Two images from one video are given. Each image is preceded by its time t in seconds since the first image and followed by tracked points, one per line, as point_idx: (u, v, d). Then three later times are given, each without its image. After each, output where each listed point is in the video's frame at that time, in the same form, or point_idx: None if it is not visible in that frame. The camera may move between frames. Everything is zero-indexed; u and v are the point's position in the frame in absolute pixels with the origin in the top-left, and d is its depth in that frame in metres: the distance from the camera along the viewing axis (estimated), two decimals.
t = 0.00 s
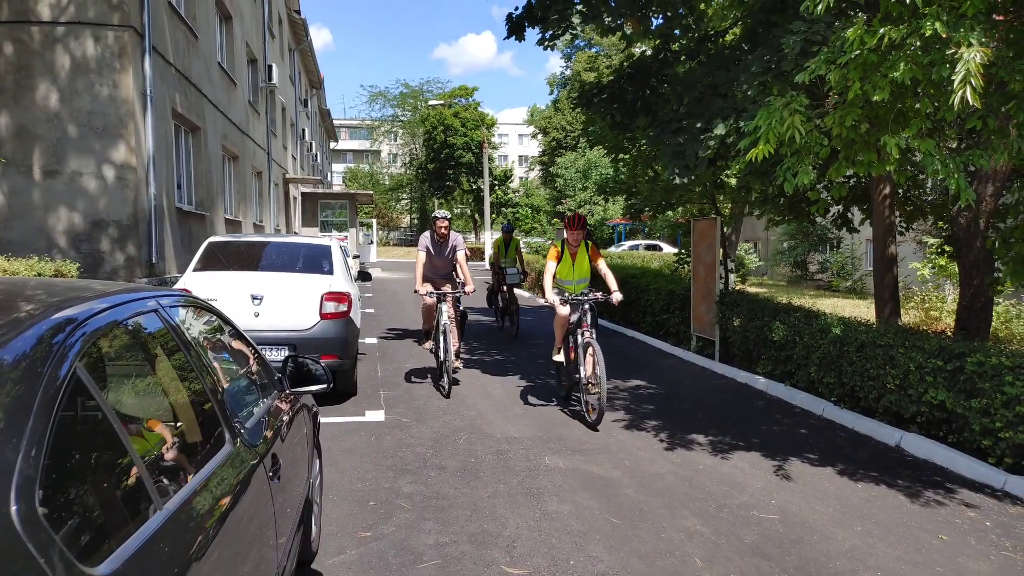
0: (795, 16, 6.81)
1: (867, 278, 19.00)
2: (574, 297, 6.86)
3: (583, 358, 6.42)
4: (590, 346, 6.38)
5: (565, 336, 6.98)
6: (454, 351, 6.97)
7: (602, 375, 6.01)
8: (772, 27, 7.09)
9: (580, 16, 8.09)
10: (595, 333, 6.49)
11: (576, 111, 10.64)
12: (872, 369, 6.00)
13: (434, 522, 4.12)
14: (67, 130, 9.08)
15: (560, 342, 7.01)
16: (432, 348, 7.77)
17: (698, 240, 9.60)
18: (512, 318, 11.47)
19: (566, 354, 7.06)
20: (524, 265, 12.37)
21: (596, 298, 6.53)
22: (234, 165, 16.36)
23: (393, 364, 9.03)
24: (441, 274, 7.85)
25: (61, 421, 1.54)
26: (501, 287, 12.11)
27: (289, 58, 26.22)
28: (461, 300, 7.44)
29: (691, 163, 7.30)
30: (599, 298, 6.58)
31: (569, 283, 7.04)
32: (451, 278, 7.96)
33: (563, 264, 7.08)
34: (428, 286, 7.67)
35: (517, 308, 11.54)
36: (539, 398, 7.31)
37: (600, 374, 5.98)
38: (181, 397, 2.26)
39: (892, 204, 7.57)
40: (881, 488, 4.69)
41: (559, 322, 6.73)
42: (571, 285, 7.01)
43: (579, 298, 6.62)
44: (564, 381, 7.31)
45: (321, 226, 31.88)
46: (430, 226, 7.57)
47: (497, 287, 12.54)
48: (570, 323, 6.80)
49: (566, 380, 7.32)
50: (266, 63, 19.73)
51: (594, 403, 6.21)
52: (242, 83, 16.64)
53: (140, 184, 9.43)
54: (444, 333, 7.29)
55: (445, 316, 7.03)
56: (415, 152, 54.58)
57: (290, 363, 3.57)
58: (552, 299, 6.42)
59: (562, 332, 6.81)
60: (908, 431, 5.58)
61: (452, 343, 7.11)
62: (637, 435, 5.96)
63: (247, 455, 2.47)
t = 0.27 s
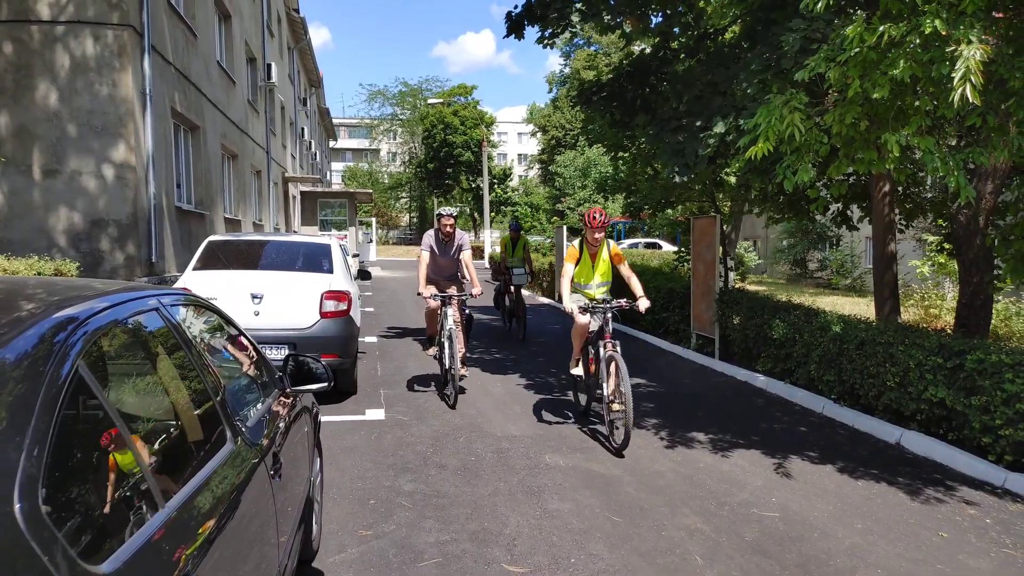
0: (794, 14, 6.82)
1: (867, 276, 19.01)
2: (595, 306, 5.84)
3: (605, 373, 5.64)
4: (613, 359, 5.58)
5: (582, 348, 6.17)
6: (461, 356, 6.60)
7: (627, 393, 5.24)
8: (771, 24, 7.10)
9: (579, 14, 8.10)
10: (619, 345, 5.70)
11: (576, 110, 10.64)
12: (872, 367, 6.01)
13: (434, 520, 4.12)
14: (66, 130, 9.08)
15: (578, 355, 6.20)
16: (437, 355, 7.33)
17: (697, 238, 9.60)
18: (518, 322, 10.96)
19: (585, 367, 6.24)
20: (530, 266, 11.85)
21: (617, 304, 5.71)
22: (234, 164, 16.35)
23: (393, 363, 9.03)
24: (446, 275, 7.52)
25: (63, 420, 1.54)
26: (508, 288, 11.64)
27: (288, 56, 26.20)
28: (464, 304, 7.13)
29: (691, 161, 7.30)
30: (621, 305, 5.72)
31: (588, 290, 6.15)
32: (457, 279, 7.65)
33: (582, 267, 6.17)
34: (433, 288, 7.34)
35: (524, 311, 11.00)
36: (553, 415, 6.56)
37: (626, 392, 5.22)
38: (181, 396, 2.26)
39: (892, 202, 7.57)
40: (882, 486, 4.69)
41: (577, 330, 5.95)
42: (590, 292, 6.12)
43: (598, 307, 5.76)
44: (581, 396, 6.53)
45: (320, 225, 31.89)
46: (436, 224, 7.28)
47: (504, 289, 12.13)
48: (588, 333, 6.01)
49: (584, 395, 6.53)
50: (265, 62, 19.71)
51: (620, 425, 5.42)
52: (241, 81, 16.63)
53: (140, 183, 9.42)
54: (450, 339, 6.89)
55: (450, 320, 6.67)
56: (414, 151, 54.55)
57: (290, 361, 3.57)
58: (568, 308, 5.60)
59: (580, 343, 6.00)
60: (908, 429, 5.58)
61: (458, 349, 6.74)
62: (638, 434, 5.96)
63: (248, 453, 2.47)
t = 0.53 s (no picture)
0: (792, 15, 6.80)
1: (865, 275, 19.07)
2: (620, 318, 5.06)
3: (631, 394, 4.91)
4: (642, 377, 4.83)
5: (604, 364, 5.41)
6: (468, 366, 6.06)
7: (660, 417, 4.49)
8: (769, 25, 7.12)
9: (577, 15, 8.12)
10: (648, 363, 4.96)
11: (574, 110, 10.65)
12: (870, 366, 6.03)
13: (433, 520, 4.12)
14: (64, 131, 9.06)
15: (599, 371, 5.46)
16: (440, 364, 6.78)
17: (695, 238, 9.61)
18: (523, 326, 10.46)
19: (608, 385, 5.47)
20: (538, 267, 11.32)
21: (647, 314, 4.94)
22: (232, 165, 16.33)
23: (391, 364, 9.03)
24: (451, 278, 6.99)
25: (64, 420, 1.54)
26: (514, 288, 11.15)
27: (286, 57, 26.19)
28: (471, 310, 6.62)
29: (689, 161, 7.30)
30: (652, 317, 4.94)
31: (611, 298, 5.39)
32: (463, 283, 7.13)
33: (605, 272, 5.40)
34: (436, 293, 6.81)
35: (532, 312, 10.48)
36: (569, 438, 5.81)
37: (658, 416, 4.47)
38: (182, 397, 2.26)
39: (889, 201, 7.58)
40: (880, 485, 4.70)
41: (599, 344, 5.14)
42: (614, 301, 5.38)
43: (624, 317, 4.98)
44: (602, 417, 5.76)
45: (318, 226, 31.86)
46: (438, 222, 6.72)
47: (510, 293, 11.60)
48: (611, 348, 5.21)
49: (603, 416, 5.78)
50: (263, 63, 19.69)
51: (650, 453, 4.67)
52: (238, 82, 16.61)
53: (138, 184, 9.40)
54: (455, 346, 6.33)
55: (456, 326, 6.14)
56: (412, 151, 54.53)
57: (290, 362, 3.57)
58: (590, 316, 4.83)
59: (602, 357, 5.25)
60: (906, 428, 5.59)
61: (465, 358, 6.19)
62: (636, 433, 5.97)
63: (248, 454, 2.47)
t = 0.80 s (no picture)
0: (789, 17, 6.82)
1: (861, 277, 19.12)
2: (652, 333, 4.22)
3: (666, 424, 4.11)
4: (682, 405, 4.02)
5: (631, 387, 4.53)
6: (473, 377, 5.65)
7: (707, 457, 3.70)
8: (767, 26, 7.13)
9: (575, 15, 8.13)
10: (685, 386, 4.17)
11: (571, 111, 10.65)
12: (867, 367, 6.04)
13: (430, 520, 4.12)
14: (61, 129, 9.04)
15: (625, 395, 4.58)
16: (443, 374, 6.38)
17: (692, 239, 9.62)
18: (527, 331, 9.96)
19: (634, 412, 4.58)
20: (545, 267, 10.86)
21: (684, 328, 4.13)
22: (229, 165, 16.30)
23: (388, 364, 9.02)
24: (455, 282, 6.57)
25: (62, 419, 1.54)
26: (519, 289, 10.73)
27: (283, 57, 26.17)
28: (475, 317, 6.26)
29: (686, 162, 7.31)
30: (691, 335, 4.08)
31: (640, 311, 4.57)
32: (467, 287, 6.72)
33: (632, 280, 4.59)
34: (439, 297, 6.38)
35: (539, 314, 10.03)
36: (588, 471, 5.00)
37: (704, 455, 3.70)
38: (179, 396, 2.27)
39: (886, 203, 7.60)
40: (876, 485, 4.72)
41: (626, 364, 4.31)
42: (642, 314, 4.55)
43: (656, 334, 4.12)
44: (626, 447, 4.91)
45: (315, 226, 31.82)
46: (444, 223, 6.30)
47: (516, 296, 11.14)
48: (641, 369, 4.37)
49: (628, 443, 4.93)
50: (260, 62, 19.66)
51: (692, 495, 3.92)
52: (235, 81, 16.58)
53: (134, 183, 9.38)
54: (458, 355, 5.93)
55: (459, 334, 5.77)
56: (409, 151, 54.50)
57: (288, 361, 3.57)
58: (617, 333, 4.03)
59: (629, 379, 4.41)
60: (902, 429, 5.61)
61: (468, 369, 5.79)
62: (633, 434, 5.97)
63: (245, 453, 2.47)
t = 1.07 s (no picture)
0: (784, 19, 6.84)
1: (856, 278, 19.18)
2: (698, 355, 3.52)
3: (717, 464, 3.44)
4: (741, 445, 3.31)
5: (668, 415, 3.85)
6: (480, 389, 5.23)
7: (777, 510, 3.02)
8: (762, 27, 7.15)
9: (571, 16, 8.14)
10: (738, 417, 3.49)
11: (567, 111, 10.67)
12: (861, 368, 6.06)
13: (426, 521, 4.11)
14: (55, 129, 9.01)
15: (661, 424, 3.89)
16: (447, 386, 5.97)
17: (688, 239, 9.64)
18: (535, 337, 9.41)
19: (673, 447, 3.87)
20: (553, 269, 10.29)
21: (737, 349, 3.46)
22: (224, 165, 16.26)
23: (384, 365, 9.01)
24: (457, 287, 6.20)
25: (57, 420, 1.54)
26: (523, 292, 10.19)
27: (278, 57, 26.14)
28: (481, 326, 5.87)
29: (682, 163, 7.33)
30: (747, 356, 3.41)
31: (680, 327, 3.90)
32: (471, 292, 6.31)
33: (670, 290, 3.90)
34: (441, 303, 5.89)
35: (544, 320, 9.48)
36: (614, 511, 4.29)
37: (776, 507, 3.02)
38: (175, 396, 2.27)
39: (880, 204, 7.63)
40: (871, 486, 4.73)
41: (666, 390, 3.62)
42: (683, 330, 3.89)
43: (705, 355, 3.44)
44: (659, 485, 4.23)
45: (310, 226, 31.77)
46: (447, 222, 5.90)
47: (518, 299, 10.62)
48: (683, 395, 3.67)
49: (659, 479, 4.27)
50: (255, 62, 19.62)
51: (752, 550, 3.25)
52: (231, 81, 16.55)
53: (129, 183, 9.35)
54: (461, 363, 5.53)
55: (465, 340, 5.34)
56: (405, 152, 54.47)
57: (283, 362, 3.56)
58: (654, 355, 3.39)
59: (669, 407, 3.71)
60: (896, 429, 5.63)
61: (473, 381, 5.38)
62: (629, 434, 5.97)
63: (241, 455, 2.47)
